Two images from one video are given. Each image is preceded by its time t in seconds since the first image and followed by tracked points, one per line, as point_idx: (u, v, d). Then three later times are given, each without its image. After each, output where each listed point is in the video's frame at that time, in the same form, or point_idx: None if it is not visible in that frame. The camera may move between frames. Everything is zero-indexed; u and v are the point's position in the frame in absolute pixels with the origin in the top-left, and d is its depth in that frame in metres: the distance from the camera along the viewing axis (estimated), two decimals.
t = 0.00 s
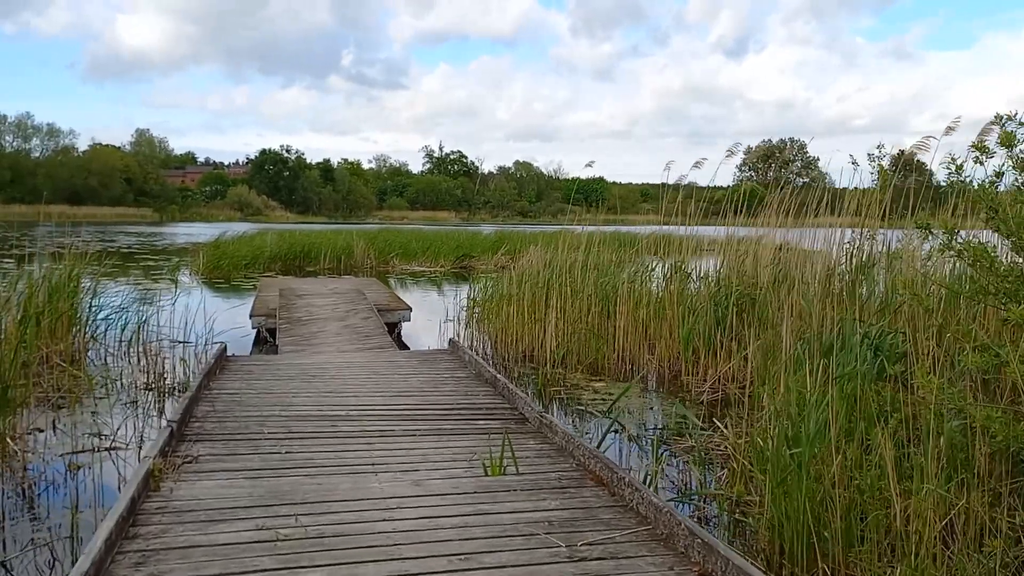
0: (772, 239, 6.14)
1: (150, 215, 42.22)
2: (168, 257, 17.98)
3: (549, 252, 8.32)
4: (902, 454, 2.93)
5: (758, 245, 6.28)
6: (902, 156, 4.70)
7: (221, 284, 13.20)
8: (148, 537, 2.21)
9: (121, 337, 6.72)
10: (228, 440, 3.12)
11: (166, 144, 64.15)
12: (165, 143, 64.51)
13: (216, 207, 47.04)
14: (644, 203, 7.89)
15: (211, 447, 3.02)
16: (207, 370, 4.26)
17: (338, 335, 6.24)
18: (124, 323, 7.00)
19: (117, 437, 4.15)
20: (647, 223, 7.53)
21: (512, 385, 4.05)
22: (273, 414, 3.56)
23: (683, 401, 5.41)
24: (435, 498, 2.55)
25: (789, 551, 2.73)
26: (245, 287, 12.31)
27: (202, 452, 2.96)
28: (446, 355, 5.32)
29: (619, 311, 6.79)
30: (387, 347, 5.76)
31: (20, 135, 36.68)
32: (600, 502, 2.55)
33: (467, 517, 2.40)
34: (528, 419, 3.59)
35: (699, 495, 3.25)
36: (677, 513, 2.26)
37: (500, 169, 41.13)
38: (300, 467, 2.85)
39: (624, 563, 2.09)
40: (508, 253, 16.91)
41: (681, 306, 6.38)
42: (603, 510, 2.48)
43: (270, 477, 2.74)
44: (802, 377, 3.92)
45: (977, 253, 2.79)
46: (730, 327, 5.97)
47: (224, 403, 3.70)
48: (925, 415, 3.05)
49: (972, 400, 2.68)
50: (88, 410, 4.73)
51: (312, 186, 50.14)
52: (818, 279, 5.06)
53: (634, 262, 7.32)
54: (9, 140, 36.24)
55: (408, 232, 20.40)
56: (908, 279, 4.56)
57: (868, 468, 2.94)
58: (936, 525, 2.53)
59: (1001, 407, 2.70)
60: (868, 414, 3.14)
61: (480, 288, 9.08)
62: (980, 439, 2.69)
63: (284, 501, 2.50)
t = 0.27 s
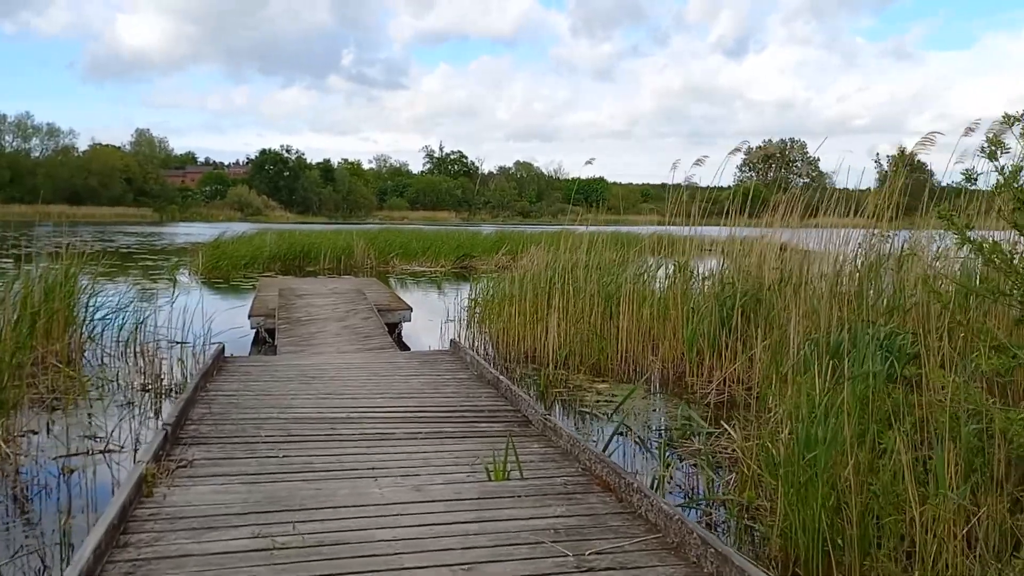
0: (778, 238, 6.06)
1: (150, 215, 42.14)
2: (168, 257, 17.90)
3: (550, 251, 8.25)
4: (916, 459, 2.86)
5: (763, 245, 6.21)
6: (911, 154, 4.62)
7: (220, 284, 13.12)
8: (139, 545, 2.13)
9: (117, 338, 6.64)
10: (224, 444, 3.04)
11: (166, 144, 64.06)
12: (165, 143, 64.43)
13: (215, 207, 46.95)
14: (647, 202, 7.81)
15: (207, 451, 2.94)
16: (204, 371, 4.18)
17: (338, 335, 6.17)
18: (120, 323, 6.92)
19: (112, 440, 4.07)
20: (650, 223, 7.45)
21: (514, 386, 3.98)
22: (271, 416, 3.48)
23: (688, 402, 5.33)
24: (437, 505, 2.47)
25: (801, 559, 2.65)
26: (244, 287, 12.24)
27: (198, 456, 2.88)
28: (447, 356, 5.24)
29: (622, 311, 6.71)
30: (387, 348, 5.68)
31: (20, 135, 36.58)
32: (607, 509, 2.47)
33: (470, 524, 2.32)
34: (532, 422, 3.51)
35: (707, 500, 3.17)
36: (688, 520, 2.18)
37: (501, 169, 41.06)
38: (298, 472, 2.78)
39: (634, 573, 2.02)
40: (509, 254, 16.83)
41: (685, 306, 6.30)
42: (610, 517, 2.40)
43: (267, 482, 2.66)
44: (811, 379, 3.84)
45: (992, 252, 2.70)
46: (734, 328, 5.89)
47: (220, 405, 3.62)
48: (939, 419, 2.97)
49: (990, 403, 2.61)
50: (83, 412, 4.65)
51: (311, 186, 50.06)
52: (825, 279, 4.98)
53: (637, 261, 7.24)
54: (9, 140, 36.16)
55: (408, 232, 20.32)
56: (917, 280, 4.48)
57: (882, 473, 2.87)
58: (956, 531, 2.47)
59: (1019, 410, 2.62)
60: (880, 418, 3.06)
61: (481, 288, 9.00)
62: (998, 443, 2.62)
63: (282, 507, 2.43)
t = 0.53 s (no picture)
0: (779, 240, 5.98)
1: (149, 214, 42.03)
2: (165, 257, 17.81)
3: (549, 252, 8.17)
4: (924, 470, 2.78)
5: (764, 247, 6.13)
6: (915, 155, 4.54)
7: (217, 285, 13.03)
8: (120, 561, 2.05)
9: (111, 340, 6.57)
10: (213, 453, 2.96)
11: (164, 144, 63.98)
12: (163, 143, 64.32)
13: (214, 207, 46.85)
14: (647, 202, 7.72)
15: (194, 461, 2.86)
16: (195, 376, 4.10)
17: (334, 338, 6.09)
18: (113, 325, 6.83)
19: (101, 446, 3.99)
20: (650, 224, 7.37)
21: (511, 391, 3.90)
22: (262, 423, 3.40)
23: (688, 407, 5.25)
24: (429, 518, 2.39)
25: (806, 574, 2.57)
26: (241, 288, 12.16)
27: (185, 465, 2.80)
28: (443, 359, 5.16)
29: (621, 313, 6.63)
30: (383, 351, 5.60)
31: (18, 134, 36.49)
32: (606, 523, 2.39)
33: (463, 539, 2.24)
34: (529, 429, 3.43)
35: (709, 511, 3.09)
36: (690, 537, 2.10)
37: (500, 169, 40.99)
38: (287, 482, 2.69)
39: None
40: (508, 254, 16.75)
41: (685, 309, 6.22)
42: (609, 532, 2.32)
43: (255, 494, 2.58)
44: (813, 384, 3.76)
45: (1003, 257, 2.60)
46: (735, 331, 5.81)
47: (210, 412, 3.54)
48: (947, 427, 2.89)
49: (1001, 413, 2.53)
50: (73, 417, 4.57)
51: (310, 186, 49.97)
52: (827, 282, 4.90)
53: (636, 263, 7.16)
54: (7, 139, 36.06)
55: (407, 232, 20.24)
56: (922, 283, 4.40)
57: (888, 483, 2.79)
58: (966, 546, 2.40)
59: None
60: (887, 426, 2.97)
61: (479, 289, 8.91)
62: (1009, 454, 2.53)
63: (269, 521, 2.35)
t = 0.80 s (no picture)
0: (781, 240, 5.92)
1: (148, 214, 42.00)
2: (163, 257, 17.75)
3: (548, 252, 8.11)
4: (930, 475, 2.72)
5: (765, 246, 6.06)
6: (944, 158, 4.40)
7: (215, 285, 12.97)
8: (102, 570, 1.98)
9: (105, 340, 6.50)
10: (203, 457, 2.89)
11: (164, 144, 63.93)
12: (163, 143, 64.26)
13: (214, 206, 46.79)
14: (647, 202, 7.66)
15: (183, 465, 2.80)
16: (187, 378, 4.03)
17: (330, 339, 6.02)
18: (108, 326, 6.77)
19: (92, 449, 3.92)
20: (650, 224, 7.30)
21: (509, 393, 3.84)
22: (255, 426, 3.33)
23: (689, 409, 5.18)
24: (422, 525, 2.33)
25: None
26: (239, 288, 12.11)
27: (173, 470, 2.74)
28: (440, 360, 5.10)
29: (621, 314, 6.57)
30: (380, 352, 5.54)
31: (18, 134, 36.42)
32: (604, 530, 2.32)
33: (457, 546, 2.18)
34: (526, 432, 3.36)
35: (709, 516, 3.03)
36: (691, 545, 2.04)
37: (500, 169, 40.92)
38: (278, 487, 2.63)
39: None
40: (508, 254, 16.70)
41: (685, 310, 6.15)
42: (607, 539, 2.26)
43: (244, 499, 2.51)
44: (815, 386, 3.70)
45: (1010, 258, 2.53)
46: (736, 332, 5.75)
47: (202, 414, 3.48)
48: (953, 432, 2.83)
49: (1009, 417, 2.47)
50: (65, 419, 4.51)
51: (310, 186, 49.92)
52: (830, 282, 4.84)
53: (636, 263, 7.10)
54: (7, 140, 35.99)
55: (406, 232, 20.18)
56: (925, 284, 4.34)
57: (894, 489, 2.73)
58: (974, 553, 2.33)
59: None
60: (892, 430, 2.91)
61: (477, 289, 8.85)
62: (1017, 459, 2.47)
63: (257, 527, 2.28)
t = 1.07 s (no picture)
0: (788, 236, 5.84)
1: (151, 213, 41.99)
2: (164, 255, 17.68)
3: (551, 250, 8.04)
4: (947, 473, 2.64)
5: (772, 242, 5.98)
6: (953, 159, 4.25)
7: (217, 283, 12.90)
8: (93, 569, 1.91)
9: (104, 337, 6.44)
10: (199, 453, 2.82)
11: (166, 143, 63.95)
12: (165, 143, 64.28)
13: (216, 206, 46.75)
14: (652, 199, 7.57)
15: (179, 461, 2.73)
16: (185, 374, 3.97)
17: (332, 336, 5.95)
18: (107, 322, 6.70)
19: (89, 446, 3.85)
20: (655, 221, 7.22)
21: (512, 390, 3.77)
22: (253, 422, 3.27)
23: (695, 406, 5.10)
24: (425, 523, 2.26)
25: None
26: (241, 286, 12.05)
27: (169, 466, 2.67)
28: (443, 357, 5.02)
29: (625, 311, 6.49)
30: (381, 349, 5.47)
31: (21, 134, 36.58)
32: (612, 528, 2.25)
33: (460, 545, 2.11)
34: (530, 429, 3.29)
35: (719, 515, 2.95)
36: (704, 544, 1.97)
37: (503, 169, 40.85)
38: (276, 484, 2.56)
39: None
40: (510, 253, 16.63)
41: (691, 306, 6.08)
42: (615, 538, 2.18)
43: (241, 496, 2.44)
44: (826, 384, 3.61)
45: None
46: (743, 329, 5.67)
47: (200, 410, 3.41)
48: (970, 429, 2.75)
49: None
50: (62, 415, 4.44)
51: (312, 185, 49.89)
52: (839, 278, 4.76)
53: (641, 260, 7.02)
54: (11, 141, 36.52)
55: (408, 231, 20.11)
56: (936, 280, 4.26)
57: (910, 488, 2.65)
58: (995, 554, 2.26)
59: None
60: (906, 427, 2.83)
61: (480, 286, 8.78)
62: None
63: (254, 525, 2.21)
